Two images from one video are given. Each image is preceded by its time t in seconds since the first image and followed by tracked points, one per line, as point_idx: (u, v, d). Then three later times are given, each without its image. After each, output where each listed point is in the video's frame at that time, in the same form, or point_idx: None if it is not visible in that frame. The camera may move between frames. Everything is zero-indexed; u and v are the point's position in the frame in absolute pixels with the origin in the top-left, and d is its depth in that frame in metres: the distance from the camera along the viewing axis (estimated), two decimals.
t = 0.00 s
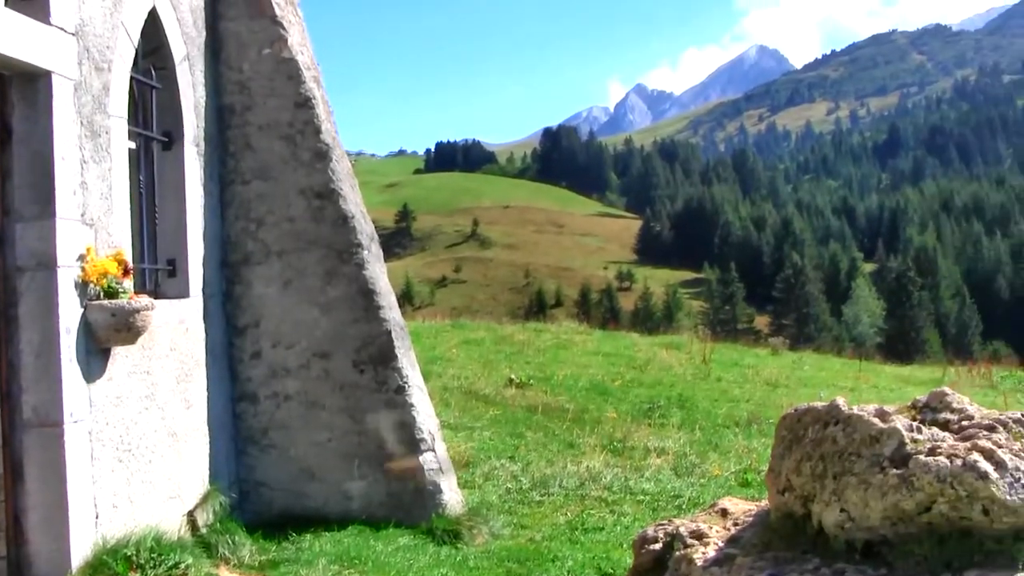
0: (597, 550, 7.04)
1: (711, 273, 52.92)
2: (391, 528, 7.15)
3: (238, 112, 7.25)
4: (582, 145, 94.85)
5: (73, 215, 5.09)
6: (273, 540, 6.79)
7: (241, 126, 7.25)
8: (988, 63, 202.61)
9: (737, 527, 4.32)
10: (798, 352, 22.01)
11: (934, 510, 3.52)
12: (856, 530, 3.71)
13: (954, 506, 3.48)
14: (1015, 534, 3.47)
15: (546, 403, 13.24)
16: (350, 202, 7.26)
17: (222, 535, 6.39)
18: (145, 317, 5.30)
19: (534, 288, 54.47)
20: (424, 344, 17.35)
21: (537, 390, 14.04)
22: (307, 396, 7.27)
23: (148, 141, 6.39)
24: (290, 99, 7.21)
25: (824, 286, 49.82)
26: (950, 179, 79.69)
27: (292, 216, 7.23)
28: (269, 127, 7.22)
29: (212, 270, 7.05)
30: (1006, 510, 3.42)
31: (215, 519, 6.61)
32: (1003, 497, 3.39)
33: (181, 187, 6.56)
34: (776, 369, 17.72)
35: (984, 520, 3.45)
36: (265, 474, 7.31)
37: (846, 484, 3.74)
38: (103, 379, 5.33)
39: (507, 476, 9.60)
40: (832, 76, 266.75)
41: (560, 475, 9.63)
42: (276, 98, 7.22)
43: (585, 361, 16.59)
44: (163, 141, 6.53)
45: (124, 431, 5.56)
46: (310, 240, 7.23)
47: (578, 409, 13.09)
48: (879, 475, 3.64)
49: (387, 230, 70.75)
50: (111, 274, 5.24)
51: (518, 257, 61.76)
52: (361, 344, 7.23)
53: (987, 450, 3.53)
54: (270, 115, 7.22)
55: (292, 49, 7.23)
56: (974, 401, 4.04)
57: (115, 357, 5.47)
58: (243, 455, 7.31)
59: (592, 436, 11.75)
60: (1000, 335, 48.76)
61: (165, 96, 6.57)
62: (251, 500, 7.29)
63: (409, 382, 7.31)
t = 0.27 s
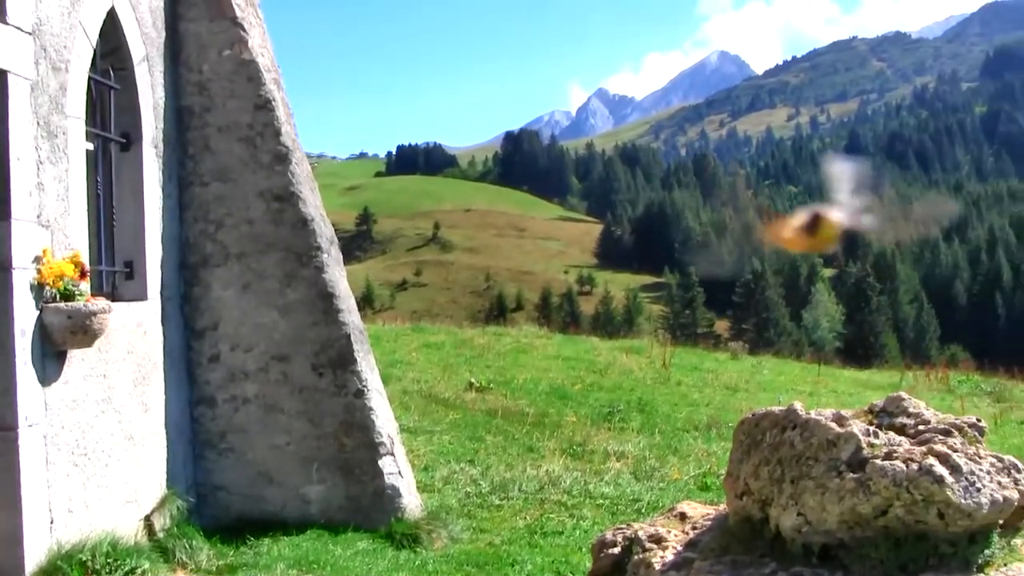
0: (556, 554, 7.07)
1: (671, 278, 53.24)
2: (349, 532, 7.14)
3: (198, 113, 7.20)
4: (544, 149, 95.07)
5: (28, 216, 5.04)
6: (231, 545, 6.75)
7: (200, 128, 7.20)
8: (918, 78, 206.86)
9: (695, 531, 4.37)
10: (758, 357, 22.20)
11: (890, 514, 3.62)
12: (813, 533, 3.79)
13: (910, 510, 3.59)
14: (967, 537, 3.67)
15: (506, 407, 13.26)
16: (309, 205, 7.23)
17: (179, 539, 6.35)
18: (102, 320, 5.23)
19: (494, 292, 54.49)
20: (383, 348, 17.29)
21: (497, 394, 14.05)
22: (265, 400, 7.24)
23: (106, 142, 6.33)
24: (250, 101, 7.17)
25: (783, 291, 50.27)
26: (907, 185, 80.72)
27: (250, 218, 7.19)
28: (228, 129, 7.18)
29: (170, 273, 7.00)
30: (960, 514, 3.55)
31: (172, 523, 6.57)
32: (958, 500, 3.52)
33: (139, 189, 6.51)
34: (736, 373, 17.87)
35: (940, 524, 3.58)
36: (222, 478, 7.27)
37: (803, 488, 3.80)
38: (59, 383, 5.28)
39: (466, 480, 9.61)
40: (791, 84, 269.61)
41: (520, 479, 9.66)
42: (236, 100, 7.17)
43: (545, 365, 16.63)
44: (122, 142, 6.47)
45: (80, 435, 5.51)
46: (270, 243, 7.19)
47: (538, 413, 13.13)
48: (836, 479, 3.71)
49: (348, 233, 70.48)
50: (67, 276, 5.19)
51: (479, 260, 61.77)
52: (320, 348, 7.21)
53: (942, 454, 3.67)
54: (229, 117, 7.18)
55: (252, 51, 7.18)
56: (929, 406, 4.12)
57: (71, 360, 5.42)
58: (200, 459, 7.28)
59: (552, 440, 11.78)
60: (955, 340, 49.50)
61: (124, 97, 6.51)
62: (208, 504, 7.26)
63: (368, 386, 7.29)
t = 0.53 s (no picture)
0: (521, 559, 7.08)
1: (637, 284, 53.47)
2: (314, 538, 7.12)
3: (162, 117, 7.16)
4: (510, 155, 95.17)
5: None
6: (195, 551, 6.72)
7: (164, 131, 7.16)
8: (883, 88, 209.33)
9: (660, 536, 4.42)
10: (723, 363, 22.33)
11: (853, 519, 3.69)
12: (777, 539, 3.83)
13: (872, 514, 3.66)
14: (929, 542, 3.75)
15: (471, 413, 13.26)
16: (274, 209, 7.20)
17: (142, 545, 6.31)
18: (63, 324, 5.21)
19: (460, 297, 54.46)
20: (348, 352, 17.22)
21: (462, 399, 14.05)
22: (229, 405, 7.21)
23: (68, 145, 6.28)
24: (215, 105, 7.12)
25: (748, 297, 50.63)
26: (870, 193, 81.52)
27: (215, 222, 7.14)
28: (193, 133, 7.13)
29: (133, 277, 6.94)
30: (923, 518, 3.64)
31: (135, 530, 6.52)
32: (920, 505, 3.61)
33: (102, 193, 6.46)
34: (701, 378, 17.97)
35: (902, 528, 3.67)
36: (186, 484, 7.24)
37: (767, 493, 3.84)
38: (20, 388, 5.22)
39: (431, 485, 9.60)
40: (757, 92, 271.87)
41: (486, 484, 9.67)
42: (201, 103, 7.13)
43: (511, 370, 16.65)
44: (85, 145, 6.42)
45: (42, 440, 5.45)
46: (234, 247, 7.15)
47: (503, 419, 13.14)
48: (800, 484, 3.76)
49: (313, 237, 70.17)
50: (29, 280, 5.15)
51: (445, 265, 61.71)
52: (284, 353, 7.17)
53: (905, 459, 3.74)
54: (194, 121, 7.14)
55: (217, 54, 7.14)
56: (892, 411, 4.19)
57: (32, 364, 5.36)
58: (163, 465, 7.23)
59: (517, 446, 11.79)
60: (918, 345, 50.05)
61: (87, 99, 6.47)
62: (171, 509, 7.22)
63: (333, 392, 7.26)
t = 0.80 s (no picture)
0: (488, 560, 7.10)
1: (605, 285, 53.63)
2: (281, 539, 7.11)
3: (130, 115, 7.12)
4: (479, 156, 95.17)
5: None
6: (160, 552, 6.69)
7: (131, 130, 7.12)
8: (850, 93, 211.22)
9: (626, 538, 4.46)
10: (690, 365, 22.48)
11: (819, 520, 3.75)
12: (743, 540, 3.88)
13: (839, 516, 3.72)
14: (895, 543, 3.82)
15: (438, 414, 13.28)
16: (242, 209, 7.18)
17: (107, 546, 6.28)
18: (28, 323, 5.18)
19: (429, 298, 54.38)
20: (316, 353, 17.19)
21: (430, 400, 14.07)
22: (196, 405, 7.18)
23: (34, 143, 6.24)
24: (183, 104, 7.10)
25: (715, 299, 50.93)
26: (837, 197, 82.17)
27: (182, 221, 7.11)
28: (161, 132, 7.10)
29: (99, 276, 6.90)
30: (888, 519, 3.71)
31: (100, 530, 6.48)
32: (885, 506, 3.68)
33: (68, 191, 6.41)
34: (669, 380, 18.07)
35: (868, 529, 3.74)
36: (152, 484, 7.20)
37: (734, 494, 3.89)
38: None
39: (398, 486, 9.60)
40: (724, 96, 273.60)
41: (453, 485, 9.68)
42: (168, 102, 7.10)
43: (480, 371, 16.68)
44: (51, 143, 6.37)
45: (6, 439, 5.40)
46: (201, 246, 7.12)
47: (470, 420, 13.16)
48: (766, 486, 3.81)
49: (280, 237, 69.81)
50: None
51: (413, 266, 61.61)
52: (251, 353, 7.16)
53: (871, 461, 3.81)
54: (162, 119, 7.10)
55: (185, 53, 7.11)
56: (858, 413, 4.26)
57: None
58: (129, 465, 7.19)
59: (484, 447, 11.81)
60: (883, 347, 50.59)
61: (53, 97, 6.43)
62: (137, 510, 7.18)
63: (300, 392, 7.25)
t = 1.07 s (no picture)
0: (454, 562, 7.11)
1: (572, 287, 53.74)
2: (245, 541, 7.08)
3: (94, 114, 7.06)
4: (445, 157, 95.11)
5: None
6: (123, 555, 6.64)
7: (95, 129, 7.05)
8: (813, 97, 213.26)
9: (592, 539, 4.50)
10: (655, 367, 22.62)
11: (783, 521, 3.79)
12: (707, 541, 3.93)
13: (803, 517, 3.76)
14: (858, 544, 3.88)
15: (404, 416, 13.26)
16: (207, 210, 7.16)
17: (69, 549, 6.22)
18: None
19: (395, 299, 54.22)
20: (281, 354, 17.09)
21: (396, 402, 14.05)
22: (160, 406, 7.13)
23: None
24: (148, 103, 7.05)
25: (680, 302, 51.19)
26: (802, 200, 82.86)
27: (147, 221, 7.07)
28: (125, 131, 7.05)
29: (62, 276, 6.83)
30: (851, 520, 3.76)
31: (62, 533, 6.42)
32: (849, 507, 3.73)
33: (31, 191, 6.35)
34: (634, 382, 18.15)
35: (832, 530, 3.78)
36: (114, 486, 7.14)
37: (699, 496, 3.95)
38: None
39: (364, 488, 9.59)
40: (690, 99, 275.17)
41: (418, 487, 9.68)
42: (133, 101, 7.05)
43: (445, 372, 16.68)
44: (14, 142, 6.31)
45: None
46: (166, 247, 7.08)
47: (436, 421, 13.16)
48: (731, 487, 3.87)
49: (245, 238, 69.32)
50: None
51: (380, 267, 61.41)
52: (215, 354, 7.13)
53: (834, 462, 3.86)
54: (126, 119, 7.05)
55: (150, 52, 7.07)
56: (822, 415, 4.33)
57: None
58: (91, 467, 7.12)
59: (450, 449, 11.81)
60: (846, 350, 51.11)
61: (16, 95, 6.36)
62: (100, 512, 7.12)
63: (265, 394, 7.22)
